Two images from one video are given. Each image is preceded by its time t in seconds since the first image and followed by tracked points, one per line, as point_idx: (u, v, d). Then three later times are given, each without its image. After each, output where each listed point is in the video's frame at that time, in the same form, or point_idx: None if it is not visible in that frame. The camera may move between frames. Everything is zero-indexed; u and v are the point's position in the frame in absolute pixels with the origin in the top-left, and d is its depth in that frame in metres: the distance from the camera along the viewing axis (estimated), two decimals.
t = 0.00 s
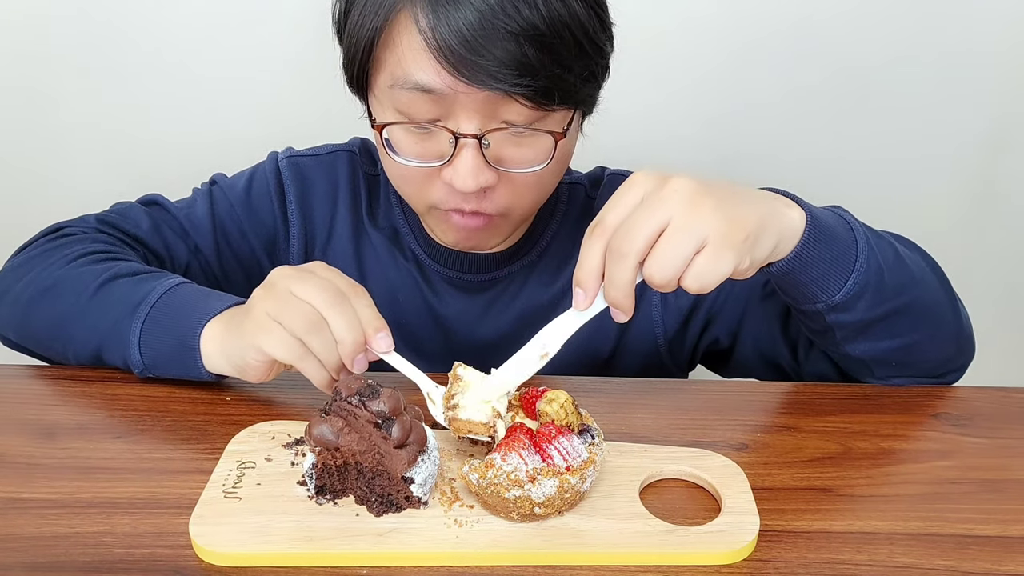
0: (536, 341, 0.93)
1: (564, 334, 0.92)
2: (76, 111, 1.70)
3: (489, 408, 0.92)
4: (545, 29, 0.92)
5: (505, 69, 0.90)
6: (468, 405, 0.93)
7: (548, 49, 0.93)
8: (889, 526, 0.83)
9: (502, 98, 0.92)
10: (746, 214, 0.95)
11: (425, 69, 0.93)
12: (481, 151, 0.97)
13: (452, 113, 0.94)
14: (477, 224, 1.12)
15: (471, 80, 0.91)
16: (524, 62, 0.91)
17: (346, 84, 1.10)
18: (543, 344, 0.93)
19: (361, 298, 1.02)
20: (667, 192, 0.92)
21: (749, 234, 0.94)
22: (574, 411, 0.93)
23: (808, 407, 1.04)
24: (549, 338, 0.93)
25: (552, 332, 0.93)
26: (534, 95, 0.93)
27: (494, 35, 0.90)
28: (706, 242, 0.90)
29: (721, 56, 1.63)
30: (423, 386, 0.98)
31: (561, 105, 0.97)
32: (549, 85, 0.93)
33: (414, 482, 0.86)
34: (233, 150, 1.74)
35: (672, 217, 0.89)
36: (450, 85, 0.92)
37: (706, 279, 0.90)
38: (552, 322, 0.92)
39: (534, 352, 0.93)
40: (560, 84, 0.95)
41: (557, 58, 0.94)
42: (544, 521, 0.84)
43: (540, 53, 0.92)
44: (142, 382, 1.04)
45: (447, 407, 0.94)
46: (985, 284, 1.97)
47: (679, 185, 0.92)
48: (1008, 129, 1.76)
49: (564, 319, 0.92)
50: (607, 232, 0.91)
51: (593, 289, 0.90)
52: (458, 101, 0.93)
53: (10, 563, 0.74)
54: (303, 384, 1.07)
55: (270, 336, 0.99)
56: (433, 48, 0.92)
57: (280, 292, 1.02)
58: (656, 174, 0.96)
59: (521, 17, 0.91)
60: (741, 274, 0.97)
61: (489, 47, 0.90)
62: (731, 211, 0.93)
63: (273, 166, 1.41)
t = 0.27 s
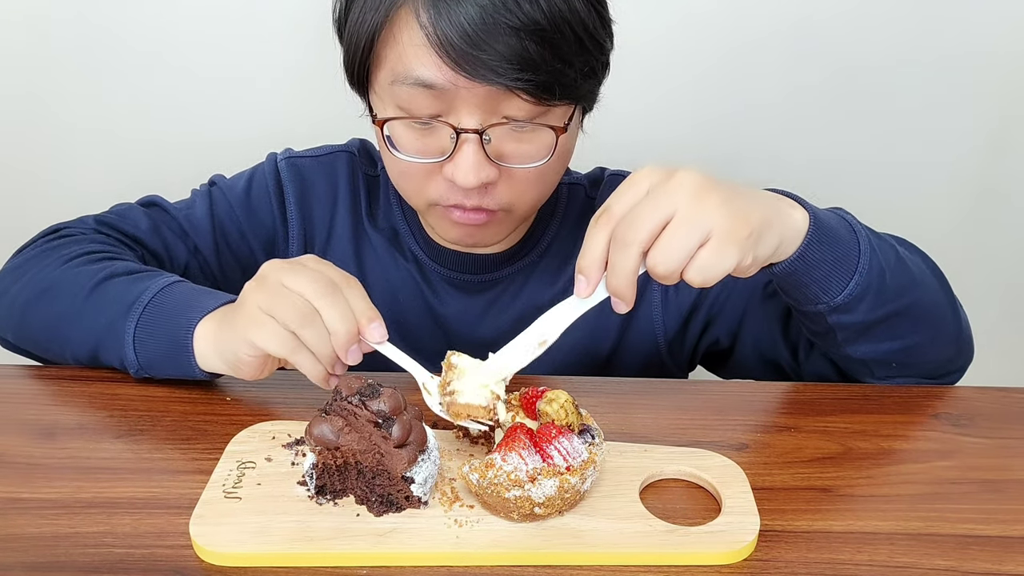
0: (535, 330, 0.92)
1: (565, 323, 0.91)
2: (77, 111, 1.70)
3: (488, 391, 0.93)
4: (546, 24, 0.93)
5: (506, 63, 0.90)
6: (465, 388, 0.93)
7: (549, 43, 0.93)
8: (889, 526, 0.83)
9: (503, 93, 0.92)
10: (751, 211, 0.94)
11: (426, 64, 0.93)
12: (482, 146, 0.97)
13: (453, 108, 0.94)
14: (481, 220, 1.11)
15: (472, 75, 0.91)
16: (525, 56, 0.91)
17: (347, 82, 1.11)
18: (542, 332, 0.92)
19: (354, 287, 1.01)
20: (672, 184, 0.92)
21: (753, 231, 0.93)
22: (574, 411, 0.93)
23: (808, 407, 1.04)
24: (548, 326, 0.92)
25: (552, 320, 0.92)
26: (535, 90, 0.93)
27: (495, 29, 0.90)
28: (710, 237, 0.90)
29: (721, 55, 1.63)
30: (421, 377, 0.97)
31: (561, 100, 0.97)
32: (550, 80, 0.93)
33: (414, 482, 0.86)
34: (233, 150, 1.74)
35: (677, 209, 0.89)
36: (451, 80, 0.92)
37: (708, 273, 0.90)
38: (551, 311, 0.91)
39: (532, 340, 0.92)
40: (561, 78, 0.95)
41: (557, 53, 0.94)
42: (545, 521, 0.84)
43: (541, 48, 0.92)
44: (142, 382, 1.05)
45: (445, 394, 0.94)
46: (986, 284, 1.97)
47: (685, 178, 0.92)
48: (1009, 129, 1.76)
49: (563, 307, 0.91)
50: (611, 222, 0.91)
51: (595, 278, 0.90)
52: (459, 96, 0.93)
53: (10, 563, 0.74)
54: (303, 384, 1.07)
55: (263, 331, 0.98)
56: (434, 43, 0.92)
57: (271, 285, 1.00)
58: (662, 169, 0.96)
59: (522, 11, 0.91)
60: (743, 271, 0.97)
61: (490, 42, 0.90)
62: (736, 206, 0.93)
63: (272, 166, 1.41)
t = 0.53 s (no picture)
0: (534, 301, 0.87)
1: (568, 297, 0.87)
2: (76, 111, 1.70)
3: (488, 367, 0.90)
4: (547, 17, 0.93)
5: (507, 56, 0.90)
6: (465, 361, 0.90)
7: (550, 36, 0.93)
8: (889, 526, 0.83)
9: (503, 86, 0.92)
10: (761, 189, 0.94)
11: (427, 57, 0.93)
12: (483, 139, 0.97)
13: (454, 101, 0.94)
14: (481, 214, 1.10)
15: (473, 67, 0.91)
16: (526, 49, 0.91)
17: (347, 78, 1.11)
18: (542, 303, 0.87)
19: (345, 269, 0.98)
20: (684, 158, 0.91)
21: (763, 208, 0.93)
22: (574, 411, 0.93)
23: (808, 407, 1.03)
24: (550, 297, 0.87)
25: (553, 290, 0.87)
26: (536, 83, 0.93)
27: (496, 22, 0.91)
28: (721, 211, 0.90)
29: (721, 55, 1.63)
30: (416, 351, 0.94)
31: (562, 93, 0.97)
32: (551, 73, 0.94)
33: (414, 482, 0.86)
34: (233, 150, 1.74)
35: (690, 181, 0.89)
36: (452, 73, 0.92)
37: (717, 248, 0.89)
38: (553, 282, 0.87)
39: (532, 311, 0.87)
40: (562, 71, 0.95)
41: (558, 46, 0.94)
42: (545, 521, 0.84)
43: (542, 41, 0.93)
44: (141, 381, 1.05)
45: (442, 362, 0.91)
46: (986, 284, 1.97)
47: (697, 151, 0.92)
48: (1008, 129, 1.76)
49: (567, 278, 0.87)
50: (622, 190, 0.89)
51: (604, 247, 0.88)
52: (460, 89, 0.93)
53: (10, 563, 0.74)
54: (303, 384, 1.07)
55: (253, 315, 0.98)
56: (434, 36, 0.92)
57: (258, 268, 0.99)
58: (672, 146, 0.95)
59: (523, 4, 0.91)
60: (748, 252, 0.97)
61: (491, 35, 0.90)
62: (747, 183, 0.93)
63: (271, 167, 1.42)
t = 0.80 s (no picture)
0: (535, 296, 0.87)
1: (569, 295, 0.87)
2: (76, 111, 1.70)
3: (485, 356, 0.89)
4: (546, 9, 0.93)
5: (507, 48, 0.90)
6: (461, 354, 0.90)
7: (549, 29, 0.93)
8: (888, 526, 0.83)
9: (503, 78, 0.93)
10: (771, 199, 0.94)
11: (426, 49, 0.93)
12: (482, 132, 0.97)
13: (453, 93, 0.94)
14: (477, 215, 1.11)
15: (473, 60, 0.91)
16: (525, 41, 0.91)
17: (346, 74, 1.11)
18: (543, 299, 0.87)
19: (329, 267, 0.98)
20: (696, 160, 0.91)
21: (773, 214, 0.94)
22: (574, 411, 0.93)
23: (808, 407, 1.04)
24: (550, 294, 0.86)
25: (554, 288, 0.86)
26: (535, 76, 0.93)
27: (496, 14, 0.91)
28: (731, 216, 0.90)
29: (720, 55, 1.63)
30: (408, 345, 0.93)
31: (561, 87, 0.97)
32: (550, 66, 0.94)
33: (414, 482, 0.86)
34: (232, 149, 1.74)
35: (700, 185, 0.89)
36: (452, 65, 0.92)
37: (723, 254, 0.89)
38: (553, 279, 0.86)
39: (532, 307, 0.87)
40: (561, 65, 0.95)
41: (558, 39, 0.95)
42: (545, 521, 0.84)
43: (541, 34, 0.93)
44: (138, 382, 1.05)
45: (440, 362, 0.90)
46: (986, 284, 1.97)
47: (710, 156, 0.92)
48: (1008, 129, 1.76)
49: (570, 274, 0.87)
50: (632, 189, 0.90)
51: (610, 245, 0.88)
52: (459, 81, 0.93)
53: (10, 563, 0.74)
54: (302, 384, 1.07)
55: (240, 323, 0.97)
56: (434, 28, 0.92)
57: (242, 275, 0.98)
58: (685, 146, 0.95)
59: None
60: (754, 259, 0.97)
61: (490, 27, 0.90)
62: (758, 192, 0.93)
63: (268, 167, 1.42)
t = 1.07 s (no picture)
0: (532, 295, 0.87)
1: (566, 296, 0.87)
2: (75, 110, 1.70)
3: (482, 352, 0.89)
4: (546, 10, 0.93)
5: (506, 48, 0.90)
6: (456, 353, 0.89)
7: (549, 29, 0.93)
8: (889, 526, 0.83)
9: (503, 78, 0.92)
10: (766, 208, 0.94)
11: (426, 49, 0.93)
12: (482, 132, 0.97)
13: (453, 93, 0.94)
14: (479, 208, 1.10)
15: (473, 59, 0.91)
16: (525, 40, 0.91)
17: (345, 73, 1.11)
18: (538, 298, 0.87)
19: (324, 269, 0.98)
20: (693, 169, 0.91)
21: (768, 225, 0.93)
22: (574, 411, 0.93)
23: (808, 407, 1.03)
24: (546, 293, 0.87)
25: (549, 288, 0.87)
26: (535, 75, 0.93)
27: (496, 13, 0.90)
28: (726, 225, 0.90)
29: (721, 55, 1.63)
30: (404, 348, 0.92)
31: (561, 87, 0.97)
32: (550, 66, 0.94)
33: (414, 482, 0.86)
34: (232, 149, 1.74)
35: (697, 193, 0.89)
36: (451, 65, 0.92)
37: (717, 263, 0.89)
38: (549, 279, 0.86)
39: (527, 307, 0.87)
40: (561, 65, 0.95)
41: (558, 39, 0.95)
42: (545, 521, 0.84)
43: (541, 34, 0.93)
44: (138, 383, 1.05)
45: (432, 364, 0.90)
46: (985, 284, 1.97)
47: (707, 165, 0.92)
48: (1008, 130, 1.76)
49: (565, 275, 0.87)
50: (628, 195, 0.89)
51: (605, 249, 0.87)
52: (459, 81, 0.93)
53: (10, 563, 0.74)
54: (302, 384, 1.07)
55: (237, 327, 0.97)
56: (434, 28, 0.92)
57: (237, 280, 0.98)
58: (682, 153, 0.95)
59: None
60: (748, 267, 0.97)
61: (490, 26, 0.90)
62: (754, 201, 0.93)
63: (268, 168, 1.42)
